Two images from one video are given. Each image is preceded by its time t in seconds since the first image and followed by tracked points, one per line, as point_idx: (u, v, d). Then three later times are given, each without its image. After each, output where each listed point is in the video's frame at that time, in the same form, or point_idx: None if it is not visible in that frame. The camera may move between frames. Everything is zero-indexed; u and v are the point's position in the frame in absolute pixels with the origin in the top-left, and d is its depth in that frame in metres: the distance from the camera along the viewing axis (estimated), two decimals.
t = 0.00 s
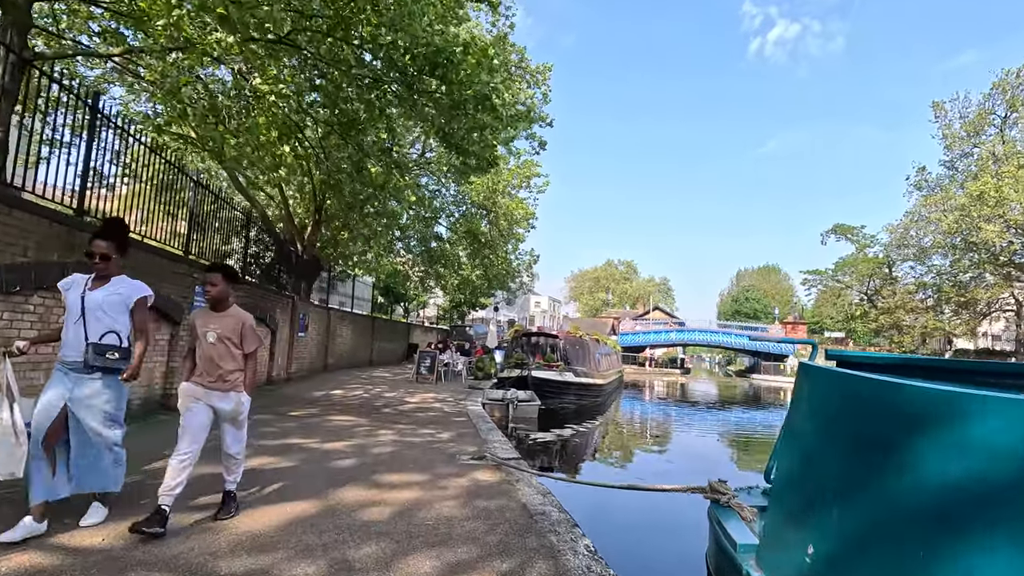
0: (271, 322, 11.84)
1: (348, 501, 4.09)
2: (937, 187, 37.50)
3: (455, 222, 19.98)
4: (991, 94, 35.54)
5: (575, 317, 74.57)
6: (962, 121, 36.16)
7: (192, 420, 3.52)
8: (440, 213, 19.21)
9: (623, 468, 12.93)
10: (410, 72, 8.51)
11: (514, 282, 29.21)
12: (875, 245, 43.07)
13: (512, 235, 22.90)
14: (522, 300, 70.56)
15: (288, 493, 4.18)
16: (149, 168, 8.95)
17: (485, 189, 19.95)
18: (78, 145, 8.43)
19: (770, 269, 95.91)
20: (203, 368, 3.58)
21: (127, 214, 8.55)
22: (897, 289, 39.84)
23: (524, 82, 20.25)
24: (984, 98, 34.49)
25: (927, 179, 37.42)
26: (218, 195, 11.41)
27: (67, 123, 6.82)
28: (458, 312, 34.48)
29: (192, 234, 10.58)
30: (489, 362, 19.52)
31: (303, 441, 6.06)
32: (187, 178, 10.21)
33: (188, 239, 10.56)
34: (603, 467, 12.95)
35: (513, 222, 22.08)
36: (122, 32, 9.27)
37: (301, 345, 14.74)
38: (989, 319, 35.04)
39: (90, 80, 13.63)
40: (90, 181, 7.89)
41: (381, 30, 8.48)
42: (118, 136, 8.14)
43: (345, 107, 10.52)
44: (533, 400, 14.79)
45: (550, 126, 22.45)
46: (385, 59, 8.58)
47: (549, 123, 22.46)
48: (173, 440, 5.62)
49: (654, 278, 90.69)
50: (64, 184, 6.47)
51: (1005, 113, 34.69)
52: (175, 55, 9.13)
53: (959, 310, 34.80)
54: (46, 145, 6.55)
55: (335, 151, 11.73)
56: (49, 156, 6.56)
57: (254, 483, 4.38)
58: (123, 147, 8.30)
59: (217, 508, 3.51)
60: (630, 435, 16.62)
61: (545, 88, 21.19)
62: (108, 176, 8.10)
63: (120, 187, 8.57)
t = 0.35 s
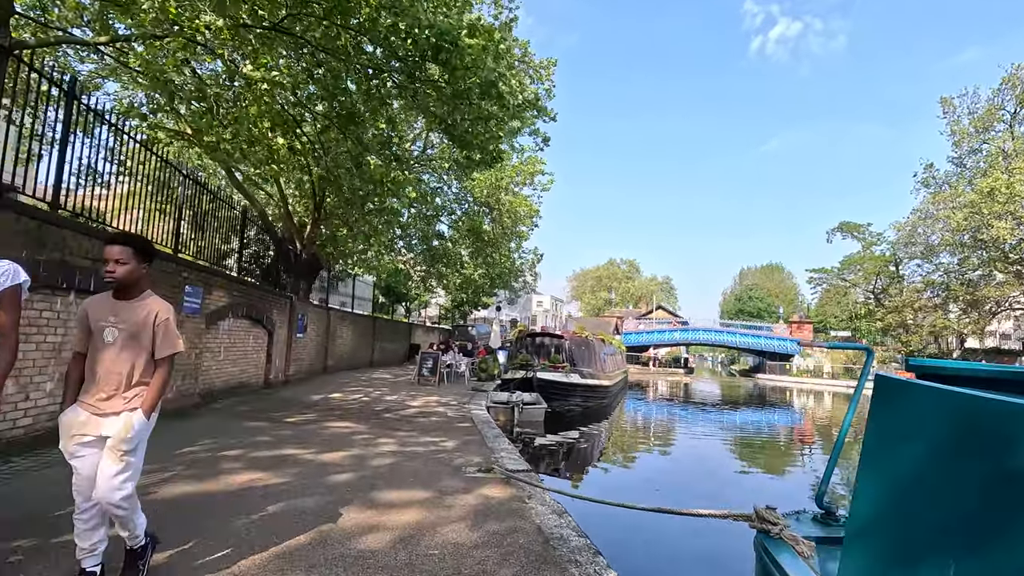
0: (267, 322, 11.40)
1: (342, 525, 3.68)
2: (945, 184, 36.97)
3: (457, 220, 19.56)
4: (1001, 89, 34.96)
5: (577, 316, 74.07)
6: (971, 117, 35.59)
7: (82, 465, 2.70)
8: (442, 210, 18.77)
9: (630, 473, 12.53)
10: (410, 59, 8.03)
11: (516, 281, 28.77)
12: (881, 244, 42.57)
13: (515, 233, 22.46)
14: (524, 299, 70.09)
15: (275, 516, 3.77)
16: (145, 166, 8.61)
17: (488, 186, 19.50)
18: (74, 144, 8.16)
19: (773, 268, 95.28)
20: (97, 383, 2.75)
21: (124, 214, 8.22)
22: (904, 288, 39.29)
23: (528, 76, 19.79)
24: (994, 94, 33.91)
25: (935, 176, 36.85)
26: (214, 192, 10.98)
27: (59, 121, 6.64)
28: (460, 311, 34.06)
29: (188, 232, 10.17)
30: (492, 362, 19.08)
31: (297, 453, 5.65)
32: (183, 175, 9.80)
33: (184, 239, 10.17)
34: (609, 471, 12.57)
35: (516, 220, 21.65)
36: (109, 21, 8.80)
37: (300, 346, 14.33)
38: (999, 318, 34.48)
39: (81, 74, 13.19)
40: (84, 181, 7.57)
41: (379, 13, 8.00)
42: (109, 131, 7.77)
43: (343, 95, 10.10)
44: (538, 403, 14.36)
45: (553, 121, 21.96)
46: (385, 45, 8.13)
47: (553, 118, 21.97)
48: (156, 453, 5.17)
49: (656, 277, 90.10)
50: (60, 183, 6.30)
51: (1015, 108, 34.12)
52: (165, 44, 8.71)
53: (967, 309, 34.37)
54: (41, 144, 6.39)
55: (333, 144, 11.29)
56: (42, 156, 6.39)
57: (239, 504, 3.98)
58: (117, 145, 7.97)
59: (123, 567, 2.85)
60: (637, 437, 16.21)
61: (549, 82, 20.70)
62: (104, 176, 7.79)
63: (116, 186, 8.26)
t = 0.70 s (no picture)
0: (261, 319, 10.95)
1: (326, 545, 3.23)
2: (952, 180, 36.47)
3: (458, 216, 19.13)
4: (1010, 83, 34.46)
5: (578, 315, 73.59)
6: (979, 112, 35.09)
7: None
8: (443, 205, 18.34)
9: (640, 475, 12.12)
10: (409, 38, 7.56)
11: (518, 279, 28.33)
12: (887, 241, 42.07)
13: (518, 229, 22.03)
14: (524, 298, 69.65)
15: (251, 533, 3.32)
16: (139, 158, 8.24)
17: (489, 179, 19.06)
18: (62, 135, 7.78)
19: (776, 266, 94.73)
20: None
21: (122, 210, 7.87)
22: (911, 285, 38.79)
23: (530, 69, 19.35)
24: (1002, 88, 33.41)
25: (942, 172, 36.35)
26: (211, 188, 10.57)
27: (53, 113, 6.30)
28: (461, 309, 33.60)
29: (185, 228, 9.76)
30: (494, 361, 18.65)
31: (284, 459, 5.19)
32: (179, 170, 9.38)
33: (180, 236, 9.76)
34: (617, 472, 12.14)
35: (518, 215, 21.23)
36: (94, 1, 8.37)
37: (296, 344, 13.90)
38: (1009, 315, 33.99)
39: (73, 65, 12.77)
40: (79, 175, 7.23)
41: None
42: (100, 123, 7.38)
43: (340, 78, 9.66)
44: (542, 403, 13.93)
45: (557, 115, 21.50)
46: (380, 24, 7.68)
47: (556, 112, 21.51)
48: (128, 460, 4.71)
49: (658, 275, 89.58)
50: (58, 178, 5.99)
51: None
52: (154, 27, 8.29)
53: (976, 306, 33.92)
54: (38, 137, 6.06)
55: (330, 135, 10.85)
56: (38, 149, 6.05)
57: (211, 518, 3.52)
58: (110, 137, 7.61)
59: None
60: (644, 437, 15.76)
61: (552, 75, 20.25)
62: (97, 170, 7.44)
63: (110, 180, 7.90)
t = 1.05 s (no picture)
0: (256, 317, 10.55)
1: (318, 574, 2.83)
2: (957, 177, 36.31)
3: (459, 213, 18.73)
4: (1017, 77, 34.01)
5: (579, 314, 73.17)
6: (986, 107, 34.64)
7: None
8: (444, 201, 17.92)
9: (645, 474, 11.83)
10: (406, 21, 7.15)
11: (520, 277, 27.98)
12: (892, 238, 41.65)
13: (520, 226, 21.61)
14: (525, 296, 69.41)
15: (232, 560, 2.91)
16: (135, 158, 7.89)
17: (491, 174, 18.64)
18: (53, 131, 7.41)
19: (777, 265, 94.17)
20: None
21: (118, 209, 7.53)
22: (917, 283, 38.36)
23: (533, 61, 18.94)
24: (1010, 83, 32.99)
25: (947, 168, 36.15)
26: (210, 186, 10.18)
27: (40, 108, 6.15)
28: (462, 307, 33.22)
29: (183, 227, 9.38)
30: (496, 360, 18.24)
31: (275, 468, 4.79)
32: (174, 168, 8.98)
33: (184, 241, 9.34)
34: (623, 472, 11.80)
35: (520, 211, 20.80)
36: None
37: (294, 343, 13.49)
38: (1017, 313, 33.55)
39: (65, 58, 12.40)
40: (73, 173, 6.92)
41: None
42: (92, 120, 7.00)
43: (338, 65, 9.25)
44: (547, 403, 13.54)
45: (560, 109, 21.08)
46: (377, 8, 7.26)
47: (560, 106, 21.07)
48: (102, 469, 4.30)
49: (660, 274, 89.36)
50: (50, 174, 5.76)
51: None
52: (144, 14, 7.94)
53: (983, 304, 33.50)
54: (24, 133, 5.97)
55: (326, 125, 10.44)
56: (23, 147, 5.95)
57: (190, 538, 3.12)
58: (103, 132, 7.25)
59: None
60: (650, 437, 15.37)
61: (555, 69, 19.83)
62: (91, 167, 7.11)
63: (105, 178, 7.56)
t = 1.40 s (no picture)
0: (257, 318, 10.17)
1: None
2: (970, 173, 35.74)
3: (467, 210, 18.25)
4: None
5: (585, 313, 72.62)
6: (1001, 102, 34.02)
7: None
8: (451, 198, 17.50)
9: (655, 475, 11.54)
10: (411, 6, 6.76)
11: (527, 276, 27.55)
12: (904, 235, 41.04)
13: (528, 223, 21.17)
14: (531, 296, 68.93)
15: None
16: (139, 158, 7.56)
17: (499, 169, 18.19)
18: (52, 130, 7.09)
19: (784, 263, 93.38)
20: None
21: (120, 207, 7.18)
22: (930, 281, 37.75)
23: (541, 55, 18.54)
24: None
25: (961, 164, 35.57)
26: (214, 185, 9.81)
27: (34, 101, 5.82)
28: (468, 307, 32.79)
29: (187, 227, 8.99)
30: (504, 361, 17.82)
31: (272, 484, 4.38)
32: (178, 167, 8.63)
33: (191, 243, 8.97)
34: (635, 475, 11.44)
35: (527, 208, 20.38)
36: None
37: (296, 344, 13.11)
38: None
39: (64, 54, 12.08)
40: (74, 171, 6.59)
41: None
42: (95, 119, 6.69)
43: (341, 54, 8.87)
44: (558, 407, 13.14)
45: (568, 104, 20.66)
46: None
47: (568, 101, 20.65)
48: (81, 487, 3.90)
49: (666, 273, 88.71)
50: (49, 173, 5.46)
51: None
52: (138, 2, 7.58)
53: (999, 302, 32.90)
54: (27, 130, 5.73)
55: (329, 118, 10.07)
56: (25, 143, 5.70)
57: None
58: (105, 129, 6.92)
59: None
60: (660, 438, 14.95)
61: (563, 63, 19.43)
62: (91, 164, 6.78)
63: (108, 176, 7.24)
